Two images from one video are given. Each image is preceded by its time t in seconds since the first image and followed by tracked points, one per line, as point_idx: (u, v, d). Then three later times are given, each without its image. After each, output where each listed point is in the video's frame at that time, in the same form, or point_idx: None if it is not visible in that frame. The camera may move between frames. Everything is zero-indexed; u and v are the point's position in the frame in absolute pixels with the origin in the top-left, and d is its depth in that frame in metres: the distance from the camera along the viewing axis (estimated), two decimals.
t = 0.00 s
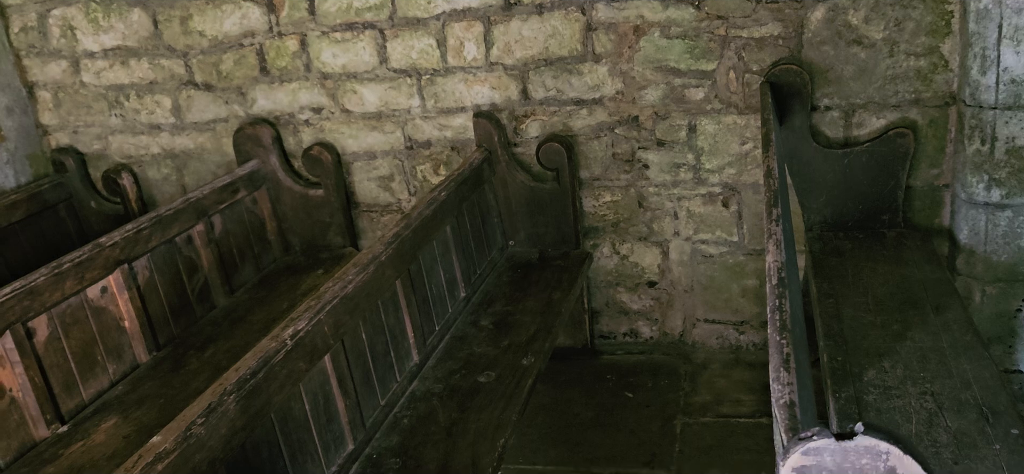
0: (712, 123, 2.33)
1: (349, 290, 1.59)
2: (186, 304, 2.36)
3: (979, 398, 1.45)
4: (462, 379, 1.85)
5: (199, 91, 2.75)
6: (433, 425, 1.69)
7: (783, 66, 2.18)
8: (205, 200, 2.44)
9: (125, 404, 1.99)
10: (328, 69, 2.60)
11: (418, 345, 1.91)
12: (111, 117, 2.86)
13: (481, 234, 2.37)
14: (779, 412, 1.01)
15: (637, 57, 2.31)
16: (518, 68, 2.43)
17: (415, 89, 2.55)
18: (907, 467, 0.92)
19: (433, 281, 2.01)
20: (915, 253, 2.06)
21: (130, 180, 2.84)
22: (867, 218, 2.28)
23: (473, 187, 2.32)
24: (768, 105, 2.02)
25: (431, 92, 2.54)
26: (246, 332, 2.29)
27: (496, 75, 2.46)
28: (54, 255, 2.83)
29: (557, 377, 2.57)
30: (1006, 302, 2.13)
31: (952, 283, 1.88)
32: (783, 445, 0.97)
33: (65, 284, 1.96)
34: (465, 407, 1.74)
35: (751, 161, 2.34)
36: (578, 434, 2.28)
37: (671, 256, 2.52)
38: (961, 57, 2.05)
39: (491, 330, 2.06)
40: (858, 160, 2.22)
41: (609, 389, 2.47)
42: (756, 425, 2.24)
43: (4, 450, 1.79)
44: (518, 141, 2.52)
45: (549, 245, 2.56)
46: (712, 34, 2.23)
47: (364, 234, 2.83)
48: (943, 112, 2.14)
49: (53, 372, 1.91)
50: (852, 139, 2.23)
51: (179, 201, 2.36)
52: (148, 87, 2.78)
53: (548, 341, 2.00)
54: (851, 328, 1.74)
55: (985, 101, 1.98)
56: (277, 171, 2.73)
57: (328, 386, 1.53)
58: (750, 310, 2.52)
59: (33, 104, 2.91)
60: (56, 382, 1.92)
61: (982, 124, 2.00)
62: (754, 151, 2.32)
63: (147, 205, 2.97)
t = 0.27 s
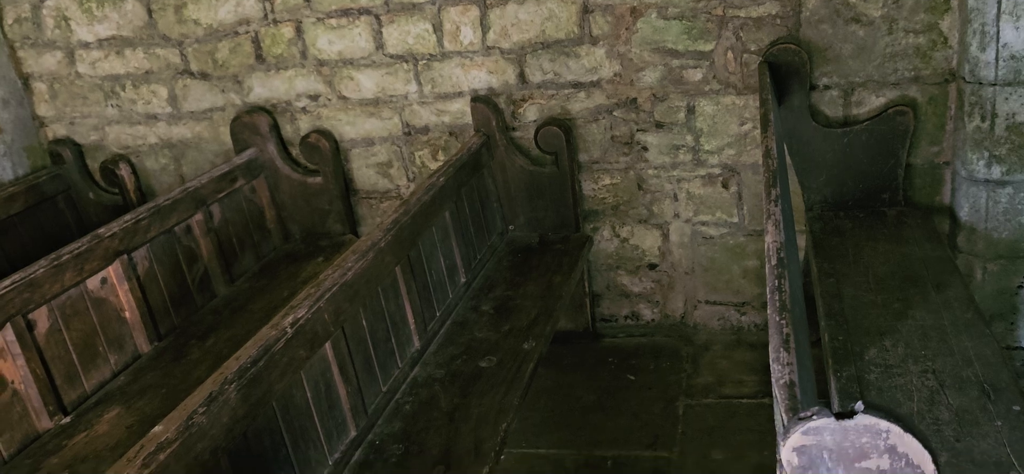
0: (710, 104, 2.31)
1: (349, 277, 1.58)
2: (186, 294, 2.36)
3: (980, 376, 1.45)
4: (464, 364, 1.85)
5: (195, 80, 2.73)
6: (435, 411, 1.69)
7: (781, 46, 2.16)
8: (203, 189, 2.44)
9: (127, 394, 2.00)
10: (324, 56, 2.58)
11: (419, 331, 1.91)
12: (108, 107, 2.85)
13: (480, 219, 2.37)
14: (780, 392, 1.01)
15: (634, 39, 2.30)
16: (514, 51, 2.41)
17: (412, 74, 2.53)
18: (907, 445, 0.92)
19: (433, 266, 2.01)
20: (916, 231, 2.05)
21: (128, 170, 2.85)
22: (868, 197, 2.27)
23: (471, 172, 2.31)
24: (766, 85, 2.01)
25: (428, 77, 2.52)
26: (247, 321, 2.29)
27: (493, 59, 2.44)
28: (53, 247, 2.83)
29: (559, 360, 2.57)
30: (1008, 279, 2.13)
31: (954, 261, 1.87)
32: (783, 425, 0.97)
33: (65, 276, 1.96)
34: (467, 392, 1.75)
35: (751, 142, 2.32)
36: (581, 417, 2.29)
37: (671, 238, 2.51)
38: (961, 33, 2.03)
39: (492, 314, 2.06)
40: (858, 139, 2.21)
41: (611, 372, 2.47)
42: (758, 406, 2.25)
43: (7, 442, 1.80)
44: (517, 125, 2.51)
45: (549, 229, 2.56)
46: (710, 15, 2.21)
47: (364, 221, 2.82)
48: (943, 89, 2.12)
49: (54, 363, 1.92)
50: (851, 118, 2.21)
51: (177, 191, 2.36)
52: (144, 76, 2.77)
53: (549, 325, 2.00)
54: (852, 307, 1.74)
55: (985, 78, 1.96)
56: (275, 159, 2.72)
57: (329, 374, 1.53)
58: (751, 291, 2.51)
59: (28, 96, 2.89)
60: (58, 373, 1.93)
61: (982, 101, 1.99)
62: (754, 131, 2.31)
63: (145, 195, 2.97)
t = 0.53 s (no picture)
0: (707, 80, 2.29)
1: (346, 260, 1.57)
2: (184, 282, 2.35)
3: (982, 347, 1.44)
4: (463, 346, 1.85)
5: (187, 66, 2.71)
6: (436, 393, 1.69)
7: (777, 20, 2.14)
8: (198, 176, 2.42)
9: (126, 383, 1.99)
10: (316, 39, 2.55)
11: (418, 314, 1.90)
12: (100, 96, 2.82)
13: (477, 201, 2.35)
14: (780, 366, 1.01)
15: (629, 15, 2.27)
16: (508, 31, 2.39)
17: (405, 56, 2.51)
18: (911, 417, 0.91)
19: (430, 249, 2.00)
20: (916, 204, 2.04)
21: (123, 158, 2.84)
22: (866, 170, 2.25)
23: (467, 153, 2.29)
24: (763, 59, 1.99)
25: (422, 59, 2.50)
26: (246, 307, 2.29)
27: (487, 39, 2.42)
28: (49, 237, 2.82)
29: (559, 341, 2.57)
30: (1008, 250, 2.12)
31: (954, 232, 1.86)
32: (785, 399, 0.97)
33: (60, 266, 1.95)
34: (467, 373, 1.74)
35: (748, 117, 2.31)
36: (582, 397, 2.29)
37: (670, 216, 2.50)
38: (959, 3, 2.02)
39: (491, 296, 2.05)
40: (856, 112, 2.19)
41: (611, 351, 2.47)
42: (759, 382, 2.24)
43: (7, 433, 1.80)
44: (512, 105, 2.49)
45: (546, 209, 2.54)
46: None
47: (360, 205, 2.81)
48: (941, 60, 2.11)
49: (53, 353, 1.91)
50: (849, 91, 2.20)
51: (171, 179, 2.34)
52: (135, 64, 2.74)
53: (549, 305, 1.99)
54: (852, 281, 1.73)
55: (984, 48, 1.94)
56: (270, 145, 2.70)
57: (328, 358, 1.52)
58: (750, 268, 2.51)
59: (20, 86, 2.86)
60: (57, 364, 1.92)
61: (981, 71, 1.97)
62: (751, 106, 2.29)
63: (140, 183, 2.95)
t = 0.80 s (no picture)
0: (701, 54, 2.26)
1: (337, 244, 1.54)
2: (176, 270, 2.33)
3: (981, 317, 1.43)
4: (458, 328, 1.83)
5: (174, 53, 2.67)
6: (431, 377, 1.67)
7: None
8: (187, 164, 2.39)
9: (120, 373, 1.98)
10: (304, 22, 2.52)
11: (412, 298, 1.88)
12: (86, 85, 2.78)
13: (469, 182, 2.32)
14: (776, 340, 0.99)
15: None
16: (498, 8, 2.35)
17: (394, 37, 2.47)
18: (909, 388, 0.90)
19: (423, 231, 1.98)
20: (914, 175, 2.01)
21: (112, 147, 2.81)
22: (862, 140, 2.21)
23: (459, 133, 2.26)
24: (757, 31, 1.96)
25: (412, 39, 2.46)
26: (239, 295, 2.27)
27: (477, 17, 2.38)
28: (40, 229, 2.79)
29: (556, 321, 2.55)
30: (1007, 219, 2.10)
31: (952, 203, 1.84)
32: (781, 372, 0.95)
33: (49, 257, 1.92)
34: (462, 356, 1.72)
35: (742, 91, 2.28)
36: (580, 377, 2.28)
37: (665, 193, 2.48)
38: None
39: (486, 277, 2.03)
40: (852, 84, 2.16)
41: (609, 330, 2.45)
42: (757, 358, 2.23)
43: None
44: (504, 84, 2.46)
45: (540, 189, 2.51)
46: None
47: (353, 190, 2.78)
48: (938, 28, 2.08)
49: (44, 345, 1.90)
50: (845, 62, 2.16)
51: (160, 166, 2.31)
52: (121, 51, 2.70)
53: (544, 285, 1.97)
54: (849, 254, 1.71)
55: (981, 14, 1.91)
56: (260, 130, 2.67)
57: (320, 343, 1.51)
58: (747, 244, 2.48)
59: (5, 76, 2.82)
60: (49, 356, 1.91)
61: (979, 38, 1.94)
62: (746, 80, 2.26)
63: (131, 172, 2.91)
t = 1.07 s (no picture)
0: (693, 32, 2.25)
1: (331, 231, 1.54)
2: (172, 260, 2.33)
3: (974, 290, 1.43)
4: (455, 312, 1.83)
5: (164, 41, 2.65)
6: (428, 361, 1.68)
7: None
8: (181, 153, 2.38)
9: (118, 364, 1.98)
10: (294, 7, 2.50)
11: (408, 283, 1.89)
12: (77, 76, 2.77)
13: (464, 165, 2.32)
14: (766, 317, 0.99)
15: None
16: None
17: (385, 21, 2.45)
18: (897, 362, 0.89)
19: (418, 216, 1.98)
20: (908, 149, 2.01)
21: (105, 138, 2.81)
22: (856, 116, 2.20)
23: (452, 117, 2.25)
24: (749, 7, 1.95)
25: (403, 23, 2.45)
26: (236, 283, 2.27)
27: None
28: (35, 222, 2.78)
29: (553, 303, 2.55)
30: (1001, 192, 2.10)
31: (946, 176, 1.84)
32: (771, 350, 0.95)
33: (43, 250, 1.92)
34: (459, 340, 1.73)
35: (735, 68, 2.27)
36: (577, 358, 2.28)
37: (660, 173, 2.47)
38: None
39: (481, 261, 2.03)
40: (845, 59, 2.15)
41: (606, 311, 2.46)
42: (754, 336, 2.24)
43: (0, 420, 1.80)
44: (496, 67, 2.44)
45: (534, 171, 2.51)
46: None
47: (348, 176, 2.77)
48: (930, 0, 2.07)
49: (42, 338, 1.90)
50: (838, 37, 2.16)
51: (153, 156, 2.30)
52: (111, 41, 2.68)
53: (540, 268, 1.97)
54: (844, 230, 1.71)
55: None
56: (252, 117, 2.65)
57: (317, 330, 1.51)
58: (743, 222, 2.48)
59: None
60: (47, 348, 1.91)
61: (971, 11, 1.93)
62: (739, 57, 2.25)
63: (125, 163, 2.90)
